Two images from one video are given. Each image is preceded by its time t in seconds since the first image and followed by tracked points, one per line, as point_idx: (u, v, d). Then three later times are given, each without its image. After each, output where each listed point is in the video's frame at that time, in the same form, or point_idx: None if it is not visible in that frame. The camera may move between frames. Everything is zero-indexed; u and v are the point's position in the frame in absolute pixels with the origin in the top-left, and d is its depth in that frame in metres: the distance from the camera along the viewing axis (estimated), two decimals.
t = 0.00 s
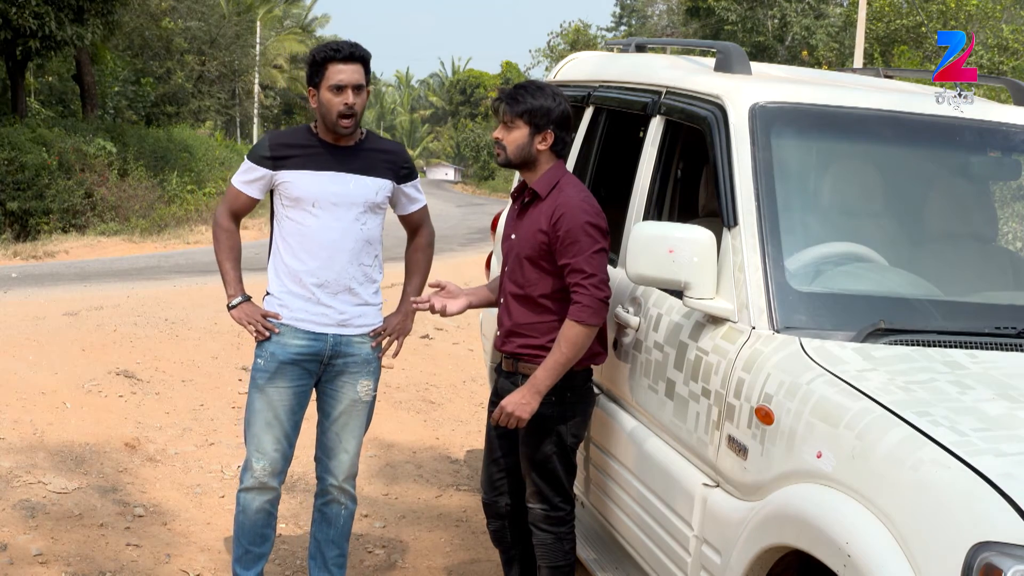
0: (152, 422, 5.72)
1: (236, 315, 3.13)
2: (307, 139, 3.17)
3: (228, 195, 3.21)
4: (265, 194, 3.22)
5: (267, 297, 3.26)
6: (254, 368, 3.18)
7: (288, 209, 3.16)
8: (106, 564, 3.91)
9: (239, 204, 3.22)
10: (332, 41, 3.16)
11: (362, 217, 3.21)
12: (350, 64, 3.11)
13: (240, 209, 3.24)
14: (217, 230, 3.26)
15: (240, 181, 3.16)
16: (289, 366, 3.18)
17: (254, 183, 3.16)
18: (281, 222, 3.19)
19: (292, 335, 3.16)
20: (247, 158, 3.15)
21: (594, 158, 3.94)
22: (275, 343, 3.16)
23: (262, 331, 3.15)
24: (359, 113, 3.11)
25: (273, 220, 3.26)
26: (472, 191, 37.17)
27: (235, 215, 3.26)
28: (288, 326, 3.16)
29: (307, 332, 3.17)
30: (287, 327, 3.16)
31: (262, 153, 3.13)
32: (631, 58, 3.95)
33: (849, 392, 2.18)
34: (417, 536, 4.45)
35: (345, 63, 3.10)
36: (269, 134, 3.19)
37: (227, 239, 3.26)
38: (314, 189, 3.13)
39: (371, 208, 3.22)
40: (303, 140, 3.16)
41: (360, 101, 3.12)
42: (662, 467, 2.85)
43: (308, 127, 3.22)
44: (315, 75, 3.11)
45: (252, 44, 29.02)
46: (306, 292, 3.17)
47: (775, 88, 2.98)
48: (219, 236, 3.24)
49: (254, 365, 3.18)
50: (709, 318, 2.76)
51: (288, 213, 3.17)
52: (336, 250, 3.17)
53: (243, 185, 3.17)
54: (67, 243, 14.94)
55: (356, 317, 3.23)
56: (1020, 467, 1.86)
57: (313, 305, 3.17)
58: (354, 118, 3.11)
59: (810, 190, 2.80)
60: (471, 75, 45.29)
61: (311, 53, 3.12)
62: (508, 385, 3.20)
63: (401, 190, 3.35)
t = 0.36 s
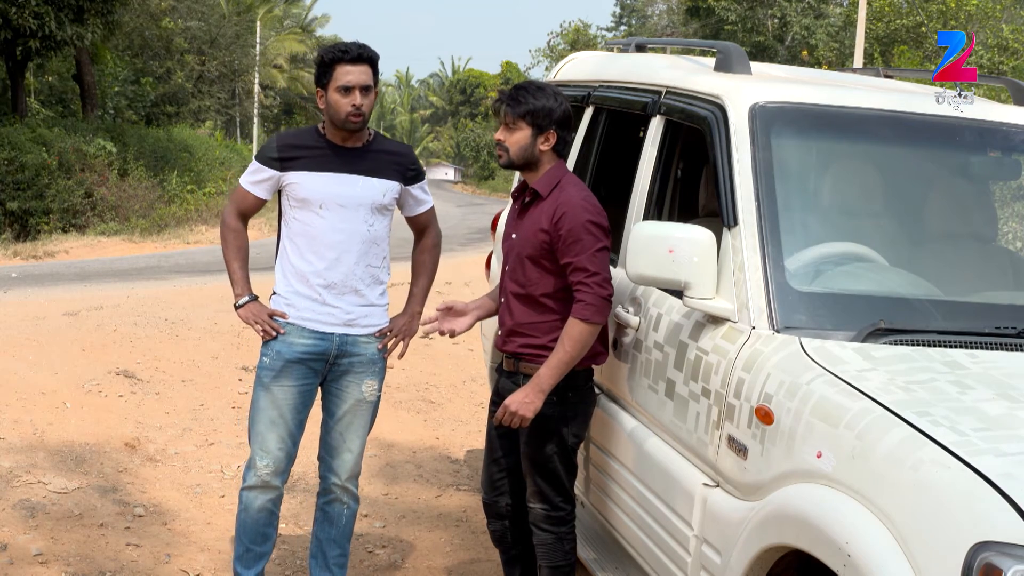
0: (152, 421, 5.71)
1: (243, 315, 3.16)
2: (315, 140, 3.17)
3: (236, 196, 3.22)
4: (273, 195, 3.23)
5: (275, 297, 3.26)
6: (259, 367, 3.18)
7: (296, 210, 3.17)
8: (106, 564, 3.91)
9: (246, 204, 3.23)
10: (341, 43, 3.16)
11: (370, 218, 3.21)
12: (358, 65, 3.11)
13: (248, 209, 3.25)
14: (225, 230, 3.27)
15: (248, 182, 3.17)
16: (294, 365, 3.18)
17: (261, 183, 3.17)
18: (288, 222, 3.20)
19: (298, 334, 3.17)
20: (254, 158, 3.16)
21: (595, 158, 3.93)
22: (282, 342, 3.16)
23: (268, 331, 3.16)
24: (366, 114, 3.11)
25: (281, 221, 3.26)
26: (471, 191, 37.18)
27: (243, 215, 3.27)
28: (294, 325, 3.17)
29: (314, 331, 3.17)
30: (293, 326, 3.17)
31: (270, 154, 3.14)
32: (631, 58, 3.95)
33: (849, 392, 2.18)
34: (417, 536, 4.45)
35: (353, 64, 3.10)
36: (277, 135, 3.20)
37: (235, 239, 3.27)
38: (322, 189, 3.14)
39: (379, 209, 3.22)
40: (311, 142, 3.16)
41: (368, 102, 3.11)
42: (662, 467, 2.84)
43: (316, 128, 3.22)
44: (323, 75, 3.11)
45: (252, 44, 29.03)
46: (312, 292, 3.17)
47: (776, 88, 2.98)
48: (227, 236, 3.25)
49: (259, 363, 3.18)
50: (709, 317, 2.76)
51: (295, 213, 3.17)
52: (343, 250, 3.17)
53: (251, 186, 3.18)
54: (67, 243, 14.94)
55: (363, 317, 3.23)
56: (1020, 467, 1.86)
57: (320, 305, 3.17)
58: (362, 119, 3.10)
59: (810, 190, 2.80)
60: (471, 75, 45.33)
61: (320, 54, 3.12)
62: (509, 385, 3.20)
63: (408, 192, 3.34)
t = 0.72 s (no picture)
0: (152, 422, 5.71)
1: (247, 314, 3.14)
2: (321, 141, 3.17)
3: (243, 195, 3.22)
4: (279, 195, 3.23)
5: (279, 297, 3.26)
6: (263, 365, 3.18)
7: (301, 210, 3.17)
8: (106, 564, 3.91)
9: (253, 204, 3.23)
10: (348, 44, 3.16)
11: (375, 219, 3.21)
12: (365, 67, 3.11)
13: (255, 209, 3.25)
14: (232, 229, 3.26)
15: (255, 181, 3.17)
16: (297, 364, 3.17)
17: (267, 184, 3.17)
18: (294, 223, 3.20)
19: (302, 333, 3.17)
20: (261, 159, 3.17)
21: (594, 158, 3.93)
22: (286, 341, 3.16)
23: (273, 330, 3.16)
24: (372, 115, 3.11)
25: (286, 222, 3.26)
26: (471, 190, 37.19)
27: (250, 215, 3.27)
28: (298, 324, 3.17)
29: (318, 330, 3.17)
30: (297, 325, 3.17)
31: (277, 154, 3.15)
32: (631, 57, 3.95)
33: (848, 391, 2.18)
34: (417, 536, 4.45)
35: (359, 66, 3.10)
36: (283, 135, 3.20)
37: (242, 238, 3.27)
38: (327, 190, 3.14)
39: (384, 210, 3.22)
40: (316, 142, 3.17)
41: (374, 104, 3.11)
42: (662, 467, 2.85)
43: (322, 129, 3.23)
44: (330, 76, 3.12)
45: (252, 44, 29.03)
46: (317, 292, 3.17)
47: (776, 87, 2.98)
48: (234, 235, 3.25)
49: (262, 361, 3.18)
50: (708, 317, 2.76)
51: (301, 213, 3.17)
52: (349, 249, 3.17)
53: (258, 186, 3.18)
54: (67, 242, 14.93)
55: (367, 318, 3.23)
56: (1021, 467, 1.86)
57: (324, 305, 3.17)
58: (367, 121, 3.10)
59: (810, 190, 2.80)
60: (470, 75, 45.38)
61: (327, 55, 3.12)
62: (510, 385, 3.20)
63: (415, 194, 3.34)
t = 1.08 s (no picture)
0: (152, 421, 5.71)
1: (252, 312, 3.16)
2: (327, 141, 3.17)
3: (247, 194, 3.22)
4: (284, 194, 3.23)
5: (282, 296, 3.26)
6: (265, 364, 3.18)
7: (304, 210, 3.17)
8: (106, 564, 3.91)
9: (258, 203, 3.23)
10: (355, 45, 3.15)
11: (378, 219, 3.20)
12: (371, 68, 3.10)
13: (259, 207, 3.24)
14: (236, 227, 3.25)
15: (260, 181, 3.18)
16: (299, 363, 3.17)
17: (272, 184, 3.18)
18: (298, 223, 3.20)
19: (304, 332, 3.17)
20: (267, 159, 3.17)
21: (594, 158, 3.93)
22: (288, 340, 3.16)
23: (275, 329, 3.16)
24: (378, 116, 3.11)
25: (290, 222, 3.26)
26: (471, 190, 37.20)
27: (254, 213, 3.27)
28: (299, 324, 3.16)
29: (319, 330, 3.17)
30: (298, 325, 3.17)
31: (282, 155, 3.15)
32: (631, 58, 3.94)
33: (848, 391, 2.18)
34: (417, 536, 4.45)
35: (365, 67, 3.10)
36: (289, 135, 3.20)
37: (246, 236, 3.26)
38: (330, 189, 3.14)
39: (387, 210, 3.22)
40: (322, 142, 3.17)
41: (379, 106, 3.12)
42: (662, 467, 2.85)
43: (328, 129, 3.23)
44: (335, 77, 3.11)
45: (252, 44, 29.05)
46: (319, 292, 3.17)
47: (775, 87, 2.98)
48: (238, 234, 3.25)
49: (265, 360, 3.18)
50: (708, 317, 2.76)
51: (304, 213, 3.17)
52: (351, 249, 3.17)
53: (263, 186, 3.18)
54: (67, 242, 14.92)
55: (369, 318, 3.23)
56: (1020, 467, 1.86)
57: (327, 305, 3.17)
58: (373, 122, 3.11)
59: (810, 190, 2.80)
60: (470, 75, 45.41)
61: (333, 55, 3.11)
62: (509, 385, 3.20)
63: (418, 195, 3.34)
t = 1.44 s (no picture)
0: (152, 421, 5.71)
1: (247, 314, 3.15)
2: (322, 141, 3.17)
3: (242, 195, 3.22)
4: (279, 195, 3.23)
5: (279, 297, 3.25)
6: (263, 366, 3.18)
7: (301, 211, 3.17)
8: (105, 564, 3.91)
9: (253, 204, 3.24)
10: (352, 44, 3.14)
11: (374, 219, 3.21)
12: (369, 68, 3.10)
13: (254, 209, 3.26)
14: (230, 229, 3.27)
15: (254, 181, 3.17)
16: (297, 364, 3.17)
17: (268, 183, 3.17)
18: (294, 223, 3.19)
19: (301, 333, 3.16)
20: (262, 159, 3.16)
21: (594, 158, 3.93)
22: (285, 341, 3.16)
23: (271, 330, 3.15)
24: (375, 116, 3.11)
25: (285, 222, 3.25)
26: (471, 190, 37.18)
27: (249, 215, 3.28)
28: (296, 325, 3.16)
29: (316, 331, 3.17)
30: (296, 326, 3.16)
31: (277, 154, 3.14)
32: (630, 57, 3.94)
33: (848, 391, 2.18)
34: (416, 535, 4.45)
35: (363, 67, 3.09)
36: (284, 135, 3.19)
37: (241, 238, 3.27)
38: (326, 190, 3.14)
39: (383, 210, 3.22)
40: (318, 142, 3.17)
41: (376, 106, 3.12)
42: (662, 466, 2.85)
43: (324, 129, 3.23)
44: (333, 76, 3.11)
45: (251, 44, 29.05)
46: (317, 292, 3.16)
47: (775, 87, 2.98)
48: (232, 236, 3.26)
49: (263, 361, 3.18)
50: (707, 317, 2.76)
51: (301, 213, 3.17)
52: (348, 249, 3.17)
53: (258, 186, 3.18)
54: (67, 242, 14.90)
55: (367, 317, 3.23)
56: (1019, 467, 1.86)
57: (323, 305, 3.17)
58: (370, 122, 3.11)
59: (809, 190, 2.80)
60: (469, 74, 45.41)
61: (330, 54, 3.11)
62: (508, 385, 3.20)
63: (413, 195, 3.35)
